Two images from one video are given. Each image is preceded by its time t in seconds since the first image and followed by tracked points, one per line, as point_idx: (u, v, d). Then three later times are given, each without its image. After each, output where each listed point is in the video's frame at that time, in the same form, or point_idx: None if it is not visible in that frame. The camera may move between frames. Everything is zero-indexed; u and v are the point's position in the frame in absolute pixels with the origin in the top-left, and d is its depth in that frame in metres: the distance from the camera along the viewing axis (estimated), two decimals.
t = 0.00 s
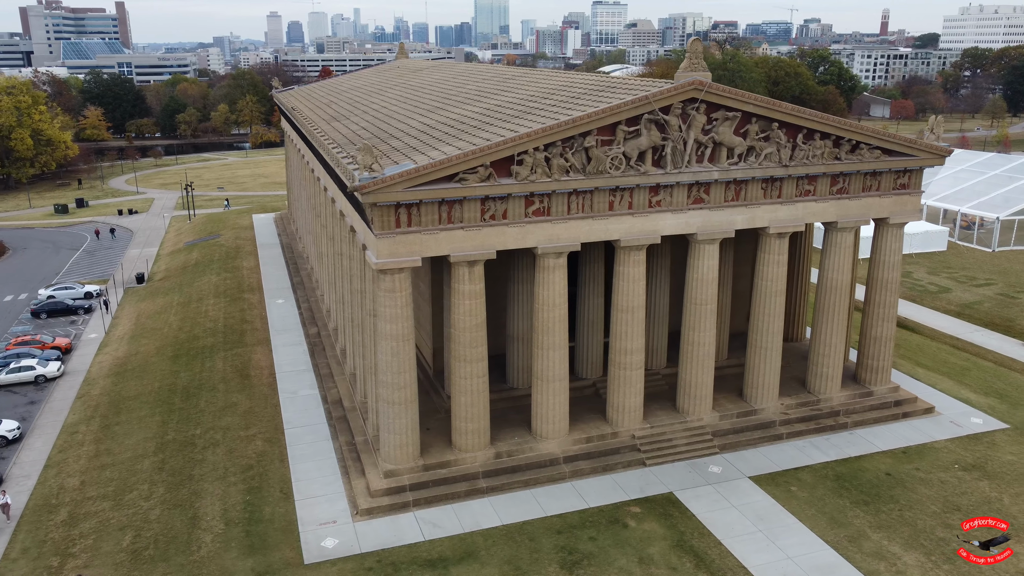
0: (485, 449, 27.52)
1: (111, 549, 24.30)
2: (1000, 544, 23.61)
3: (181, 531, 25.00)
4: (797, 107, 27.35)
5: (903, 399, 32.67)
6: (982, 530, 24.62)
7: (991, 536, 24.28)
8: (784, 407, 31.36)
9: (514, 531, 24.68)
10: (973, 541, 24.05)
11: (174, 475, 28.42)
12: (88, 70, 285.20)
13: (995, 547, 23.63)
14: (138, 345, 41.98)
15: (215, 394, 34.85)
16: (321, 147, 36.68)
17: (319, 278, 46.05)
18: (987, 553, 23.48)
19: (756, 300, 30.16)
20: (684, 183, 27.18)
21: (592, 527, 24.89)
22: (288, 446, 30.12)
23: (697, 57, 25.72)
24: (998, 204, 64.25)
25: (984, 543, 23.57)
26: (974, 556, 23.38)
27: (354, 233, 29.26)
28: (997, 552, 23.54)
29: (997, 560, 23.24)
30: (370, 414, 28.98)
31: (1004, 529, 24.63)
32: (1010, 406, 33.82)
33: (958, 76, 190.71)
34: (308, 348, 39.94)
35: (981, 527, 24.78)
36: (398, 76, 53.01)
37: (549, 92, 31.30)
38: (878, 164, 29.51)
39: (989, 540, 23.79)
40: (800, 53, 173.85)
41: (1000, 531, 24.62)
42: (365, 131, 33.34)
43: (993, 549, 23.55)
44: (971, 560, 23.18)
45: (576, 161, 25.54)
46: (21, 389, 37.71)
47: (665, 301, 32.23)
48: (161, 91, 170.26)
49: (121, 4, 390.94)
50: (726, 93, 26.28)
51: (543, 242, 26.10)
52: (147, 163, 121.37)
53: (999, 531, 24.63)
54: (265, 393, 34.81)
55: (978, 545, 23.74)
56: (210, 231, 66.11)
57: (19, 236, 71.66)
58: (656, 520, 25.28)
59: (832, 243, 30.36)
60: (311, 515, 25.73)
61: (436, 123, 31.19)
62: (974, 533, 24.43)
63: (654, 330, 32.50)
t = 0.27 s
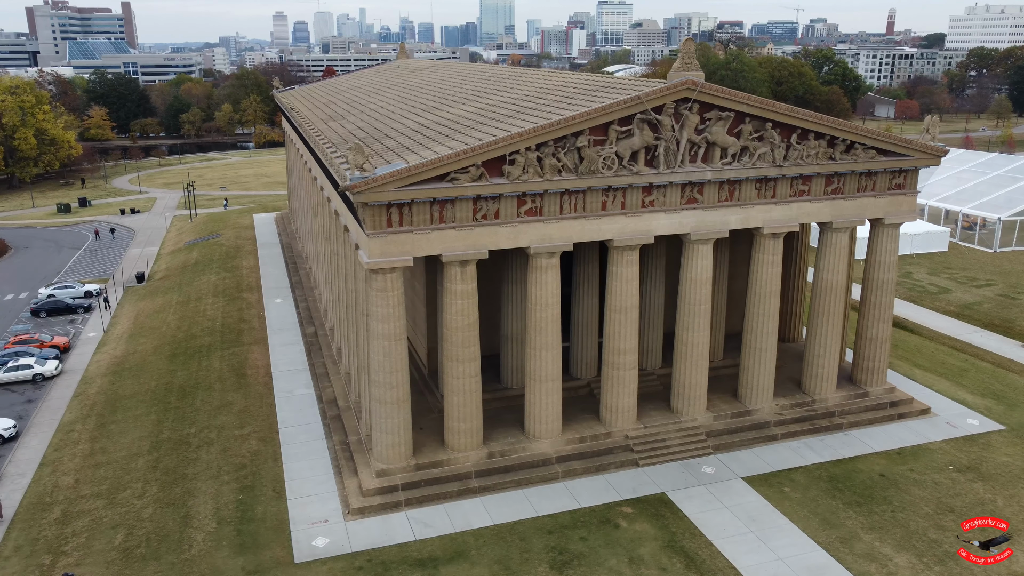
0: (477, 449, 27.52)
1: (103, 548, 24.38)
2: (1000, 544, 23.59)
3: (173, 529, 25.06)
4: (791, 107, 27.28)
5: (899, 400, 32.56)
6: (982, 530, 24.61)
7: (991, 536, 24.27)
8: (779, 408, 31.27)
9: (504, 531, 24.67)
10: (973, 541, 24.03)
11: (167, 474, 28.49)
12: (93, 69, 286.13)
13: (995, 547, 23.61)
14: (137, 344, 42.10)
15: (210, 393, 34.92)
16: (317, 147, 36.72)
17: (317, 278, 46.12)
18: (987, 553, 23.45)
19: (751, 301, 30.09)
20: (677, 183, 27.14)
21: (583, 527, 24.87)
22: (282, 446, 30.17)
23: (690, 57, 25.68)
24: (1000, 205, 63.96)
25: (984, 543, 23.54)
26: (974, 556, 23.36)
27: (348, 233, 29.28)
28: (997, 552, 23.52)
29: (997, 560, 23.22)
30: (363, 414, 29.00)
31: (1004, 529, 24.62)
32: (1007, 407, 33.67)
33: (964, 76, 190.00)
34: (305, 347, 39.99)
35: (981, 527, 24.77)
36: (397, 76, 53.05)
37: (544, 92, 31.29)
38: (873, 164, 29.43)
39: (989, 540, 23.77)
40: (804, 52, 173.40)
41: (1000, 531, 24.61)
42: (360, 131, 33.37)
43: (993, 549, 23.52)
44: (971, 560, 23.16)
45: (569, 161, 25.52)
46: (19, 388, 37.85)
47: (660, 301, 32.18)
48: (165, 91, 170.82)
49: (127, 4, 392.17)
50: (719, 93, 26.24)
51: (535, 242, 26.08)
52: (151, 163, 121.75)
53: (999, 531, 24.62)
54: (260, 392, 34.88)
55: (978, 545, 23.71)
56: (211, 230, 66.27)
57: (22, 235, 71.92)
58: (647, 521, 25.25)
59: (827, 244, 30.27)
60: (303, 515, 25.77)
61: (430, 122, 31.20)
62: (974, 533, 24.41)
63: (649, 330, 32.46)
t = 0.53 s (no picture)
0: (470, 448, 27.52)
1: (95, 545, 24.46)
2: (1001, 543, 23.57)
3: (166, 527, 25.14)
4: (785, 107, 27.20)
5: (896, 401, 32.44)
6: (982, 530, 24.59)
7: (991, 536, 24.25)
8: (774, 408, 31.18)
9: (495, 530, 24.67)
10: (973, 541, 24.01)
11: (162, 472, 28.58)
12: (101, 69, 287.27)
13: (995, 547, 23.59)
14: (135, 342, 42.26)
15: (207, 392, 35.02)
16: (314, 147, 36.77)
17: (316, 277, 46.21)
18: (987, 553, 23.44)
19: (745, 301, 30.01)
20: (670, 183, 27.09)
21: (574, 527, 24.85)
22: (276, 444, 30.24)
23: (683, 57, 25.67)
24: (1004, 206, 63.62)
25: (983, 543, 23.53)
26: (974, 556, 23.33)
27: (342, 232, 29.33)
28: (997, 552, 23.49)
29: (998, 560, 23.20)
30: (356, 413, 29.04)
31: (1004, 530, 24.61)
32: (1005, 408, 33.51)
33: (971, 76, 189.09)
34: (302, 346, 40.09)
35: (981, 527, 24.75)
36: (397, 76, 53.10)
37: (539, 91, 31.28)
38: (868, 164, 29.32)
39: (989, 540, 23.75)
40: (810, 52, 172.89)
41: (1000, 531, 24.60)
42: (356, 132, 33.42)
43: (993, 549, 23.50)
44: (971, 560, 23.14)
45: (561, 161, 25.50)
46: (18, 385, 38.01)
47: (655, 301, 32.10)
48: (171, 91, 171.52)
49: (135, 4, 393.68)
50: (712, 93, 26.19)
51: (528, 242, 26.07)
52: (156, 162, 122.18)
53: (999, 531, 24.61)
54: (256, 391, 34.96)
55: (978, 545, 23.69)
56: (213, 230, 66.47)
57: (25, 234, 72.26)
58: (639, 521, 25.22)
59: (822, 244, 30.15)
60: (295, 513, 25.82)
61: (425, 122, 31.22)
62: (974, 533, 24.40)
63: (644, 330, 32.41)
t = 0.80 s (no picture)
0: (463, 448, 27.52)
1: (88, 543, 24.55)
2: (1000, 544, 23.54)
3: (159, 526, 25.22)
4: (780, 107, 27.12)
5: (892, 402, 32.33)
6: (982, 530, 24.57)
7: (991, 536, 24.23)
8: (769, 409, 31.09)
9: (487, 530, 24.67)
10: (973, 541, 23.98)
11: (156, 470, 28.66)
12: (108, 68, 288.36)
13: (995, 547, 23.56)
14: (135, 341, 42.42)
15: (204, 391, 35.12)
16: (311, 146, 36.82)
17: (315, 276, 46.29)
18: (987, 553, 23.40)
19: (741, 302, 29.93)
20: (664, 183, 27.04)
21: (566, 527, 24.84)
22: (271, 443, 30.31)
23: (677, 57, 25.63)
24: (1007, 206, 63.35)
25: (984, 543, 23.48)
26: (974, 556, 23.31)
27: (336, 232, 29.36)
28: (997, 552, 23.47)
29: (997, 560, 23.17)
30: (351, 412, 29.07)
31: (1004, 530, 24.59)
32: (1003, 410, 33.35)
33: (978, 76, 188.33)
34: (300, 345, 40.17)
35: (981, 527, 24.74)
36: (397, 75, 53.14)
37: (534, 91, 31.27)
38: (864, 164, 29.21)
39: (989, 540, 23.71)
40: (816, 52, 172.44)
41: (1000, 531, 24.59)
42: (352, 131, 33.47)
43: (993, 549, 23.47)
44: (971, 560, 23.12)
45: (554, 160, 25.49)
46: (17, 384, 38.18)
47: (651, 301, 32.04)
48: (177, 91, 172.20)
49: (142, 4, 395.07)
50: (706, 93, 26.14)
51: (521, 241, 26.06)
52: (160, 162, 122.56)
53: (999, 531, 24.60)
54: (253, 390, 35.07)
55: (978, 545, 23.67)
56: (215, 229, 66.68)
57: (28, 233, 72.61)
58: (631, 522, 25.19)
59: (818, 244, 30.05)
60: (287, 512, 25.87)
61: (420, 122, 31.24)
62: (974, 533, 24.37)
63: (639, 330, 32.37)
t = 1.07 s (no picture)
0: (455, 448, 27.54)
1: (81, 541, 24.65)
2: (1000, 544, 23.53)
3: (151, 524, 25.30)
4: (774, 107, 27.04)
5: (888, 403, 32.21)
6: (982, 530, 24.56)
7: (991, 536, 24.22)
8: (764, 410, 31.00)
9: (478, 530, 24.68)
10: (973, 541, 23.97)
11: (151, 469, 28.76)
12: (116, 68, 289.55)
13: (995, 547, 23.54)
14: (134, 340, 42.59)
15: (200, 389, 35.23)
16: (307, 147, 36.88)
17: (313, 275, 46.36)
18: (987, 553, 23.38)
19: (735, 302, 29.84)
20: (657, 183, 27.00)
21: (557, 527, 24.83)
22: (266, 442, 30.38)
23: (669, 56, 25.58)
24: (1010, 207, 63.03)
25: (983, 543, 23.46)
26: (974, 556, 23.30)
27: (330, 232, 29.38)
28: (997, 552, 23.45)
29: (997, 560, 23.16)
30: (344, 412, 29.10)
31: (1004, 529, 24.59)
32: (1000, 412, 33.18)
33: (986, 76, 187.47)
34: (297, 344, 40.24)
35: (981, 527, 24.74)
36: (397, 75, 53.19)
37: (529, 91, 31.25)
38: (859, 165, 29.10)
39: (989, 540, 23.69)
40: (822, 52, 171.97)
41: (1000, 531, 24.58)
42: (348, 131, 33.50)
43: (993, 549, 23.46)
44: (971, 560, 23.11)
45: (546, 160, 25.47)
46: (16, 382, 38.36)
47: (646, 301, 31.98)
48: (183, 91, 172.96)
49: (150, 4, 396.58)
50: (699, 93, 26.08)
51: (513, 241, 26.05)
52: (165, 161, 123.01)
53: (999, 531, 24.59)
54: (249, 389, 35.17)
55: (977, 545, 23.65)
56: (216, 229, 66.90)
57: (32, 232, 72.96)
58: (622, 522, 25.16)
59: (813, 245, 29.94)
60: (279, 511, 25.92)
61: (415, 122, 31.25)
62: (974, 533, 24.38)
63: (634, 330, 32.32)
